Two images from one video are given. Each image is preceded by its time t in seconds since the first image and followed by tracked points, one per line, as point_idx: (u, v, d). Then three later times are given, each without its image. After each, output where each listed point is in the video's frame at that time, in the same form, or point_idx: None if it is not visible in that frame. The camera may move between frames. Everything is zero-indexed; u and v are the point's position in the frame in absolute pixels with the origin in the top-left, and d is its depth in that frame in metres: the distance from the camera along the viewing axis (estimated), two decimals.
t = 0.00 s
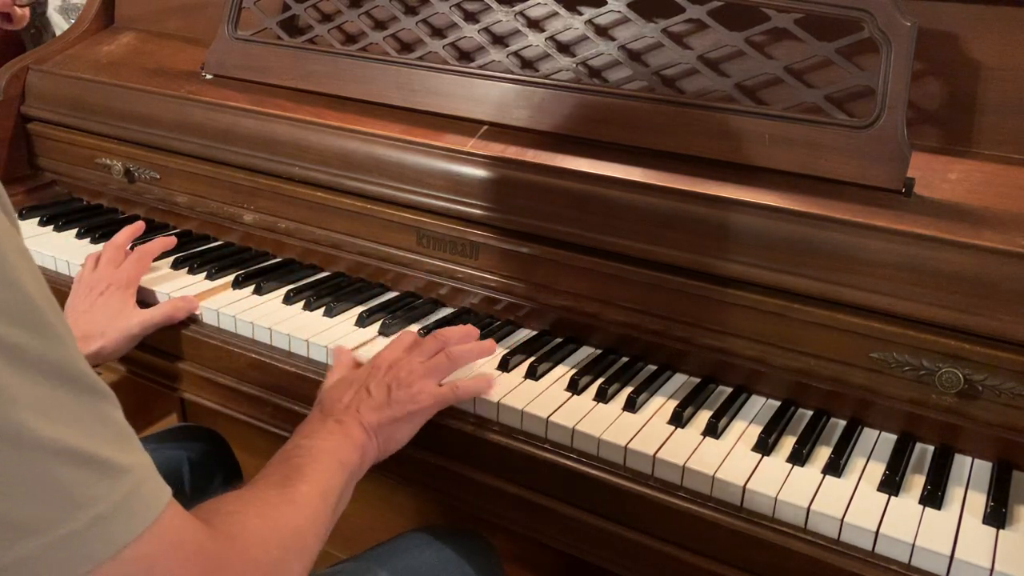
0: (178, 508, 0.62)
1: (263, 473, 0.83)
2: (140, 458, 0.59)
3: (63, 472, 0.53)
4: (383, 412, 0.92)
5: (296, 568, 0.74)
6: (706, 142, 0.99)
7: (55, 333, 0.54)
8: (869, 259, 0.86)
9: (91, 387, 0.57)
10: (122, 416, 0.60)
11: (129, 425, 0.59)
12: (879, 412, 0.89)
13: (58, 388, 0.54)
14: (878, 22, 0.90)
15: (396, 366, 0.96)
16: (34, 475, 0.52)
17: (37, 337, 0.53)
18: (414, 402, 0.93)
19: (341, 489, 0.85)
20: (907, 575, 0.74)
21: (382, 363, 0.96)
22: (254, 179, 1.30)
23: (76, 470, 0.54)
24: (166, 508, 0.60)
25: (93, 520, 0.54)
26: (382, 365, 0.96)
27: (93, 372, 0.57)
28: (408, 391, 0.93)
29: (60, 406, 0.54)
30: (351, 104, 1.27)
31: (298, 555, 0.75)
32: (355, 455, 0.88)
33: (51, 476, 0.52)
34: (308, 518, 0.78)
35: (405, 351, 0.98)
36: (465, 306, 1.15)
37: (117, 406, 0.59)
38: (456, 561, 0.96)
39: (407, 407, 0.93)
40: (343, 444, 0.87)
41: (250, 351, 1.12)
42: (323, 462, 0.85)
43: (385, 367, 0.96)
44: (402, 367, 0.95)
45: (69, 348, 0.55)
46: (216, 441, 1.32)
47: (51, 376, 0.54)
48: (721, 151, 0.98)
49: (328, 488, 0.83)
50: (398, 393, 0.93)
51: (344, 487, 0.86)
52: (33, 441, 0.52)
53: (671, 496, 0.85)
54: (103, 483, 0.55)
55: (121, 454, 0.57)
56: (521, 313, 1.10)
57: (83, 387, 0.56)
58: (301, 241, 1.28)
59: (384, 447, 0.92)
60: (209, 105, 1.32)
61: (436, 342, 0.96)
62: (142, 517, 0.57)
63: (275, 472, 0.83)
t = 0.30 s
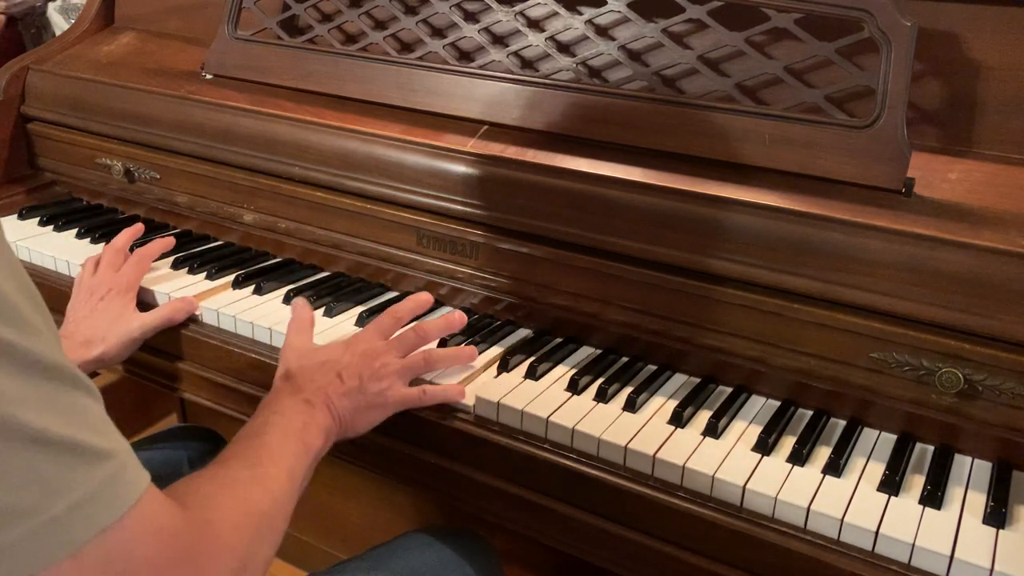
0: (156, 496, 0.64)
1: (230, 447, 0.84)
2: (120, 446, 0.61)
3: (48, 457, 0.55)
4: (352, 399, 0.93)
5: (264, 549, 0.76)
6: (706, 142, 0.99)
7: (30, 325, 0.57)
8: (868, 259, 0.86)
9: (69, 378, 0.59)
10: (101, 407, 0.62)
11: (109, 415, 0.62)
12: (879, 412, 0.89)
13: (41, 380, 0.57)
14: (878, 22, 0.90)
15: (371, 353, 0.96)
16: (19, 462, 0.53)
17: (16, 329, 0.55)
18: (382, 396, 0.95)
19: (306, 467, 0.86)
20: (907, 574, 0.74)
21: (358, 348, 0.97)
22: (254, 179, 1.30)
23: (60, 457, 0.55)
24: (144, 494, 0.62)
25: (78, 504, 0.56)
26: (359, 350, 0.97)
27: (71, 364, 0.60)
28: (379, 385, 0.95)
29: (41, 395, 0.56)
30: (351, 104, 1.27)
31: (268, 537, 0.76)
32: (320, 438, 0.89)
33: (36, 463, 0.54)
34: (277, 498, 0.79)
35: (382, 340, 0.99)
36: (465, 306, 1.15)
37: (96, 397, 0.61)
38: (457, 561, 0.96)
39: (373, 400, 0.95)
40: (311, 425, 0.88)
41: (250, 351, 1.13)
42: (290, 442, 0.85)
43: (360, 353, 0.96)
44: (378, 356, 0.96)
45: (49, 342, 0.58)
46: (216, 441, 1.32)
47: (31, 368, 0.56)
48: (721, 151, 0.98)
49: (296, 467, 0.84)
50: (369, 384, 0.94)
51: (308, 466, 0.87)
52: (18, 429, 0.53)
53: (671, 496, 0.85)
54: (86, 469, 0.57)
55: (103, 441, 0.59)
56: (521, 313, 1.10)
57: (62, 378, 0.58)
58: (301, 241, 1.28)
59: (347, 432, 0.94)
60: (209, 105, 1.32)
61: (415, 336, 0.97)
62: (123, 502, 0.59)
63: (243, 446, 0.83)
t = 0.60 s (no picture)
0: (165, 489, 0.64)
1: (232, 463, 0.84)
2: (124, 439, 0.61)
3: (56, 450, 0.55)
4: (350, 407, 0.94)
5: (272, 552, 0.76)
6: (706, 142, 0.99)
7: (35, 317, 0.56)
8: (869, 259, 0.86)
9: (74, 369, 0.59)
10: (103, 399, 0.62)
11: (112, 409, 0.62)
12: (879, 412, 0.89)
13: (47, 372, 0.56)
14: (878, 22, 0.90)
15: (361, 359, 0.96)
16: (31, 455, 0.53)
17: (22, 321, 0.55)
18: (378, 399, 0.95)
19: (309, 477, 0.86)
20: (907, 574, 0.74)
21: (347, 356, 0.97)
22: (254, 179, 1.29)
23: (68, 450, 0.55)
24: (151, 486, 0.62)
25: (88, 496, 0.56)
26: (348, 357, 0.97)
27: (76, 356, 0.60)
28: (373, 389, 0.95)
29: (49, 387, 0.56)
30: (351, 104, 1.27)
31: (276, 542, 0.76)
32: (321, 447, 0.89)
33: (46, 456, 0.54)
34: (281, 504, 0.79)
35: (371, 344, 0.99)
36: (465, 306, 1.15)
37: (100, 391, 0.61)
38: (455, 561, 0.96)
39: (371, 405, 0.95)
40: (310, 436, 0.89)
41: (250, 351, 1.13)
42: (291, 453, 0.85)
43: (350, 359, 0.97)
44: (369, 360, 0.96)
45: (54, 335, 0.58)
46: (216, 441, 1.32)
47: (39, 360, 0.56)
48: (721, 151, 0.98)
49: (299, 476, 0.84)
50: (363, 388, 0.94)
51: (311, 476, 0.87)
52: (29, 422, 0.53)
53: (671, 496, 0.85)
54: (94, 461, 0.57)
55: (109, 433, 0.59)
56: (521, 313, 1.10)
57: (67, 370, 0.58)
58: (301, 241, 1.28)
59: (349, 439, 0.94)
60: (209, 105, 1.32)
61: (402, 336, 0.98)
62: (131, 495, 0.59)
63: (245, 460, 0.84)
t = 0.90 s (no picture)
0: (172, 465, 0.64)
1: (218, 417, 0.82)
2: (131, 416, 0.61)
3: (62, 427, 0.55)
4: (332, 351, 0.95)
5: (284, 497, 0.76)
6: (706, 142, 0.99)
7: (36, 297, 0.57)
8: (869, 259, 0.86)
9: (78, 348, 0.59)
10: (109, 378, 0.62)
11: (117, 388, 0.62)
12: (879, 412, 0.89)
13: (52, 352, 0.56)
14: (878, 22, 0.90)
15: (339, 316, 1.00)
16: (37, 432, 0.53)
17: (24, 300, 0.55)
18: (359, 342, 0.97)
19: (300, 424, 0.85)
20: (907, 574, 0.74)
21: (326, 313, 1.00)
22: (254, 179, 1.29)
23: (73, 426, 0.56)
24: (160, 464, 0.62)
25: (96, 472, 0.56)
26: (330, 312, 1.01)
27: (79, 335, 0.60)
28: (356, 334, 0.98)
29: (53, 365, 0.56)
30: (351, 104, 1.27)
31: (277, 488, 0.75)
32: (306, 393, 0.89)
33: (51, 432, 0.54)
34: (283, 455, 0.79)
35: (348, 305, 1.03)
36: (465, 306, 1.15)
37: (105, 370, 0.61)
38: (454, 560, 0.96)
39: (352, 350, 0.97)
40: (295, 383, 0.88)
41: (250, 351, 1.12)
42: (280, 403, 0.84)
43: (331, 316, 1.00)
44: (348, 313, 1.00)
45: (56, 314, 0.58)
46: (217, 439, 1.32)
47: (42, 337, 0.56)
48: (721, 151, 0.98)
49: (291, 424, 0.83)
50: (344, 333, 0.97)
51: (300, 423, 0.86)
52: (32, 398, 0.53)
53: (671, 496, 0.85)
54: (101, 437, 0.57)
55: (115, 410, 0.59)
56: (521, 313, 1.10)
57: (72, 348, 0.58)
58: (301, 241, 1.28)
59: (332, 381, 0.95)
60: (209, 105, 1.32)
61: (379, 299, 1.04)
62: (140, 470, 0.59)
63: (233, 415, 0.82)
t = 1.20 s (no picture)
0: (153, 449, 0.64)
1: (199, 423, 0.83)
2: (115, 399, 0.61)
3: (52, 411, 0.55)
4: (313, 375, 0.95)
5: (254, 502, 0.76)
6: (706, 142, 0.99)
7: (17, 280, 0.56)
8: (868, 258, 0.86)
9: (61, 331, 0.58)
10: (91, 362, 0.61)
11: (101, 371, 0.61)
12: (880, 412, 0.89)
13: (38, 337, 0.56)
14: (878, 22, 0.90)
15: (323, 331, 0.99)
16: (23, 416, 0.53)
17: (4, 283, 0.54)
18: (340, 369, 0.97)
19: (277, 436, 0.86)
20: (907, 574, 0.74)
21: (311, 329, 0.98)
22: (254, 179, 1.30)
23: (62, 410, 0.56)
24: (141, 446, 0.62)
25: (81, 456, 0.56)
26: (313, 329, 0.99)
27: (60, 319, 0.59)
28: (337, 358, 0.97)
29: (35, 349, 0.55)
30: (351, 104, 1.27)
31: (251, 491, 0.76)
32: (286, 409, 0.89)
33: (37, 416, 0.54)
34: (258, 459, 0.79)
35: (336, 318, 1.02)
36: (465, 306, 1.15)
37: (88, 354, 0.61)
38: (455, 558, 0.96)
39: (333, 373, 0.96)
40: (276, 397, 0.89)
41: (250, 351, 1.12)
42: (259, 413, 0.85)
43: (314, 332, 0.98)
44: (333, 332, 0.99)
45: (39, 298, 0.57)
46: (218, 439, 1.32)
47: (23, 321, 0.55)
48: (721, 151, 0.98)
49: (268, 436, 0.84)
50: (327, 356, 0.97)
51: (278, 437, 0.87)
52: (16, 383, 0.53)
53: (671, 496, 0.85)
54: (86, 421, 0.57)
55: (98, 393, 0.59)
56: (521, 313, 1.10)
57: (54, 332, 0.57)
58: (301, 241, 1.28)
59: (310, 405, 0.95)
60: (209, 105, 1.32)
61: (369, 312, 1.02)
62: (123, 453, 0.59)
63: (213, 420, 0.83)
